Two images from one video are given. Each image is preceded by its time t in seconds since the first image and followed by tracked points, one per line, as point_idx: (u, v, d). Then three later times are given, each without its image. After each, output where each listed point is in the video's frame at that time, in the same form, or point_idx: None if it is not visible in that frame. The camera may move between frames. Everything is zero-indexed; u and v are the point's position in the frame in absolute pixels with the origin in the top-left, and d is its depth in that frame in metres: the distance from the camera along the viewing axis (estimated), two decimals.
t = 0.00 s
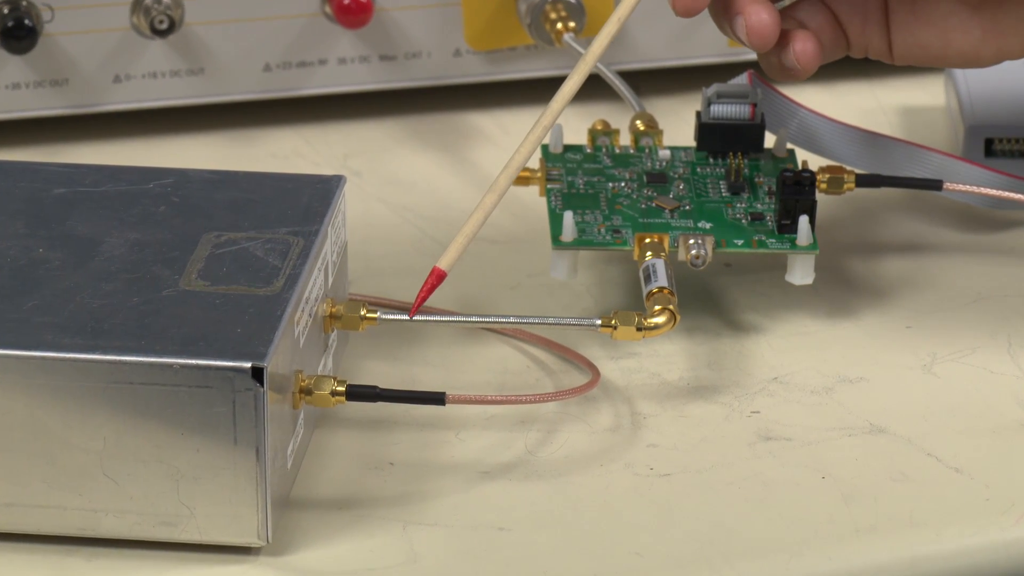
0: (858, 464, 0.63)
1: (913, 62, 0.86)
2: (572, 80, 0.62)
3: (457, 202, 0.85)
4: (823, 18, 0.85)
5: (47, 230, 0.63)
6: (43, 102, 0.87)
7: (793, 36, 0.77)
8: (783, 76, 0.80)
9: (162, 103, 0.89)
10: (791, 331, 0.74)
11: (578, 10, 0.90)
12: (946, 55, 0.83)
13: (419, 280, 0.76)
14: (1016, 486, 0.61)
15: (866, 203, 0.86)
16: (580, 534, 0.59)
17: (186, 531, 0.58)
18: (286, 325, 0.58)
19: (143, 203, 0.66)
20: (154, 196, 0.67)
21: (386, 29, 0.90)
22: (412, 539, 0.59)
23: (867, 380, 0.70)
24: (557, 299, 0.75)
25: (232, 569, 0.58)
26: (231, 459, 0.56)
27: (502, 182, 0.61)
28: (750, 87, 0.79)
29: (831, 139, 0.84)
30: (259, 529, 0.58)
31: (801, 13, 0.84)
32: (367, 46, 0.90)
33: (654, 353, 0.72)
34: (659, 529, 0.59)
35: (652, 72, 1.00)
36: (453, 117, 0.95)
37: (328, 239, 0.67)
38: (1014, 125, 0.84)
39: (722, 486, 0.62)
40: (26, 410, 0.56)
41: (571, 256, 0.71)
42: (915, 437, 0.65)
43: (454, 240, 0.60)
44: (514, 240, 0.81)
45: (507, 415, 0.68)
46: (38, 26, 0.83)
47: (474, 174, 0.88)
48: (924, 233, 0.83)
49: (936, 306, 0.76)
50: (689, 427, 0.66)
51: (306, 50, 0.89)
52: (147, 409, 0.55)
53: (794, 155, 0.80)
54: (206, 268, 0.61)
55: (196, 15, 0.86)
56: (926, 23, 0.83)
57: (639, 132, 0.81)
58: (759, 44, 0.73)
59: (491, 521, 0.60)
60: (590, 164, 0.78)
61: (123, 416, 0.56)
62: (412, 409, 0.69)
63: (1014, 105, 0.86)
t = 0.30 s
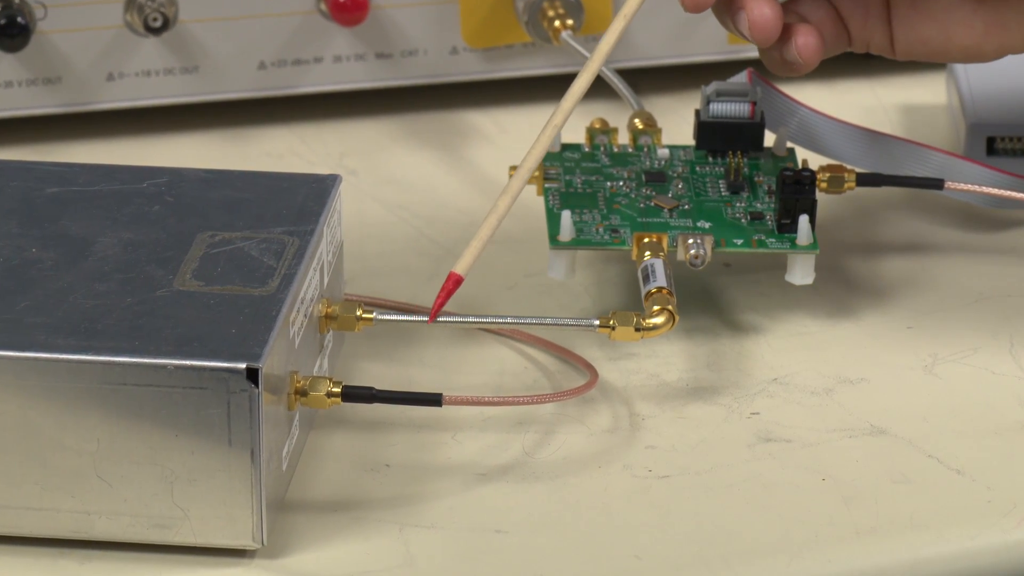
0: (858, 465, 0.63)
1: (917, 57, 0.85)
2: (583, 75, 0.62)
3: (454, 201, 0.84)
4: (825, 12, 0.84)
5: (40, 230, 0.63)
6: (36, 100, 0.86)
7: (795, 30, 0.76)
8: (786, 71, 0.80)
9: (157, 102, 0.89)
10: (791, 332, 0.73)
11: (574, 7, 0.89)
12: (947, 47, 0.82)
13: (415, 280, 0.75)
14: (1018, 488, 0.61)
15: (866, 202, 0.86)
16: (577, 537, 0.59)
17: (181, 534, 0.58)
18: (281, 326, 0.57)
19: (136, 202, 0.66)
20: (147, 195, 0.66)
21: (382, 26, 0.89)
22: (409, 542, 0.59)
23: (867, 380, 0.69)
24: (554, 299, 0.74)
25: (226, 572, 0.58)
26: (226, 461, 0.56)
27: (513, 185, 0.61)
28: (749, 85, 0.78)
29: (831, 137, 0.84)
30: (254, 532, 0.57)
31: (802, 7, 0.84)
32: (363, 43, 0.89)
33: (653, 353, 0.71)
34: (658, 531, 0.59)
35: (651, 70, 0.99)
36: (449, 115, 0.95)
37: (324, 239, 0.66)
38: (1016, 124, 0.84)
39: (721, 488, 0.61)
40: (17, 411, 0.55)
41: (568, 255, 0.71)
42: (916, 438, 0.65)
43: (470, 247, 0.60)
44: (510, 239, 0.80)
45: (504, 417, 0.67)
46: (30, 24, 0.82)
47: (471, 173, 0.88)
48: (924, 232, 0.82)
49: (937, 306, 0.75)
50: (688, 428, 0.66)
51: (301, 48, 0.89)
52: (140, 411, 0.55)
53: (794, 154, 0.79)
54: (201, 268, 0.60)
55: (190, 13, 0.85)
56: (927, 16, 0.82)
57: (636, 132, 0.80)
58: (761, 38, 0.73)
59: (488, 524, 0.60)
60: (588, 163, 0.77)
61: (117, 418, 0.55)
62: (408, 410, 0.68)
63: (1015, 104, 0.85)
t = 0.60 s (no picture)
0: (858, 467, 0.62)
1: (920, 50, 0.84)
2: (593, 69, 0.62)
3: (450, 201, 0.84)
4: (826, 4, 0.84)
5: (32, 230, 0.62)
6: (29, 98, 0.86)
7: (798, 23, 0.76)
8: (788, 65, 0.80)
9: (151, 101, 0.88)
10: (790, 332, 0.72)
11: (573, 6, 0.89)
12: (948, 40, 0.81)
13: (411, 281, 0.75)
14: (1019, 490, 0.60)
15: (866, 201, 0.85)
16: (574, 540, 0.58)
17: (175, 536, 0.57)
18: (276, 327, 0.56)
19: (130, 202, 0.65)
20: (141, 195, 0.66)
21: (378, 24, 0.88)
22: (405, 544, 0.58)
23: (867, 381, 0.68)
24: (552, 299, 0.73)
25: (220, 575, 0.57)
26: (220, 463, 0.55)
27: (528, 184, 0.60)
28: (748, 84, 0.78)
29: (830, 136, 0.83)
30: (249, 534, 0.56)
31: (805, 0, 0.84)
32: (358, 41, 0.89)
33: (651, 354, 0.71)
34: (656, 533, 0.58)
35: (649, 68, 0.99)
36: (446, 114, 0.94)
37: (319, 238, 0.65)
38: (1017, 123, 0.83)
39: (719, 490, 0.61)
40: (7, 412, 0.54)
41: (566, 255, 0.70)
42: (916, 440, 0.64)
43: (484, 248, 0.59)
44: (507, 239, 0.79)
45: (501, 418, 0.66)
46: (23, 22, 0.81)
47: (468, 172, 0.87)
48: (924, 232, 0.82)
49: (937, 306, 0.74)
50: (687, 430, 0.65)
51: (296, 46, 0.88)
52: (134, 412, 0.54)
53: (794, 153, 0.79)
54: (195, 268, 0.60)
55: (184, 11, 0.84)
56: (929, 9, 0.81)
57: (635, 130, 0.80)
58: (762, 31, 0.72)
59: (485, 526, 0.59)
60: (585, 162, 0.77)
61: (110, 419, 0.54)
62: (404, 411, 0.68)
63: (1017, 102, 0.84)
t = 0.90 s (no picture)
0: (856, 469, 0.61)
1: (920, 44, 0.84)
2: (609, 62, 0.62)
3: (444, 200, 0.83)
4: None
5: (22, 229, 0.61)
6: (20, 96, 0.85)
7: (798, 15, 0.76)
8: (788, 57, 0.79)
9: (143, 99, 0.87)
10: (788, 333, 0.72)
11: (568, 3, 0.88)
12: (947, 33, 0.80)
13: (405, 281, 0.74)
14: (1019, 492, 0.60)
15: (865, 199, 0.85)
16: (570, 542, 0.57)
17: (166, 539, 0.56)
18: (269, 328, 0.56)
19: (120, 202, 0.64)
20: (132, 194, 0.65)
21: (371, 22, 0.88)
22: (398, 547, 0.57)
23: (865, 382, 0.68)
24: (547, 299, 0.73)
25: None
26: (212, 465, 0.54)
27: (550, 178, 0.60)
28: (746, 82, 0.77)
29: (829, 134, 0.83)
30: (241, 537, 0.56)
31: None
32: (351, 39, 0.88)
33: (648, 355, 0.70)
34: (653, 536, 0.57)
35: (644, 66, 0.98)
36: (440, 112, 0.93)
37: (312, 238, 0.64)
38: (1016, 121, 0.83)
39: (716, 492, 0.60)
40: None
41: (561, 255, 0.69)
42: (915, 441, 0.63)
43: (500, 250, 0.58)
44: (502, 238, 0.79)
45: (496, 420, 0.66)
46: (12, 19, 0.81)
47: (462, 171, 0.86)
48: (923, 232, 0.81)
49: (936, 306, 0.74)
50: (683, 432, 0.64)
51: (289, 44, 0.87)
52: (126, 414, 0.53)
53: (791, 151, 0.78)
54: (187, 268, 0.59)
55: (175, 8, 0.84)
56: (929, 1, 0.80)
57: (631, 129, 0.79)
58: (761, 24, 0.72)
59: (479, 529, 0.58)
60: (581, 160, 0.76)
61: (101, 421, 0.54)
62: (398, 413, 0.67)
63: (1017, 100, 0.84)
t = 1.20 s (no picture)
0: (848, 471, 0.61)
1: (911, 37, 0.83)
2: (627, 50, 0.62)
3: (434, 200, 0.82)
4: None
5: (5, 230, 0.61)
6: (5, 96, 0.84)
7: (793, 6, 0.75)
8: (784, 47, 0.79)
9: (130, 98, 0.87)
10: (779, 334, 0.71)
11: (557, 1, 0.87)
12: (940, 26, 0.80)
13: (393, 281, 0.73)
14: (1013, 494, 0.59)
15: (857, 199, 0.84)
16: (559, 546, 0.57)
17: (152, 543, 0.56)
18: (255, 329, 0.55)
19: (105, 202, 0.64)
20: (117, 195, 0.64)
21: (359, 20, 0.87)
22: (386, 551, 0.57)
23: (858, 384, 0.67)
24: (536, 300, 0.72)
25: None
26: (198, 468, 0.53)
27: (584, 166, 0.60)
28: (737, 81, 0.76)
29: (821, 133, 0.83)
30: (227, 540, 0.55)
31: None
32: (339, 38, 0.87)
33: (638, 356, 0.70)
34: (643, 539, 0.57)
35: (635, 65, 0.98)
36: (430, 111, 0.93)
37: (298, 238, 0.64)
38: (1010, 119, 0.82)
39: (707, 494, 0.59)
40: None
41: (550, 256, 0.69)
42: (908, 443, 0.63)
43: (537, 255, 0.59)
44: (491, 238, 0.78)
45: (485, 422, 0.65)
46: None
47: (452, 171, 0.86)
48: (917, 232, 0.81)
49: (928, 307, 0.73)
50: (674, 434, 0.64)
51: (276, 42, 0.86)
52: (111, 416, 0.53)
53: (783, 151, 0.78)
54: (172, 269, 0.58)
55: (161, 7, 0.83)
56: None
57: (621, 129, 0.79)
58: (758, 14, 0.72)
59: (468, 532, 0.58)
60: (570, 160, 0.76)
61: (85, 423, 0.53)
62: (386, 415, 0.66)
63: (1010, 98, 0.84)
